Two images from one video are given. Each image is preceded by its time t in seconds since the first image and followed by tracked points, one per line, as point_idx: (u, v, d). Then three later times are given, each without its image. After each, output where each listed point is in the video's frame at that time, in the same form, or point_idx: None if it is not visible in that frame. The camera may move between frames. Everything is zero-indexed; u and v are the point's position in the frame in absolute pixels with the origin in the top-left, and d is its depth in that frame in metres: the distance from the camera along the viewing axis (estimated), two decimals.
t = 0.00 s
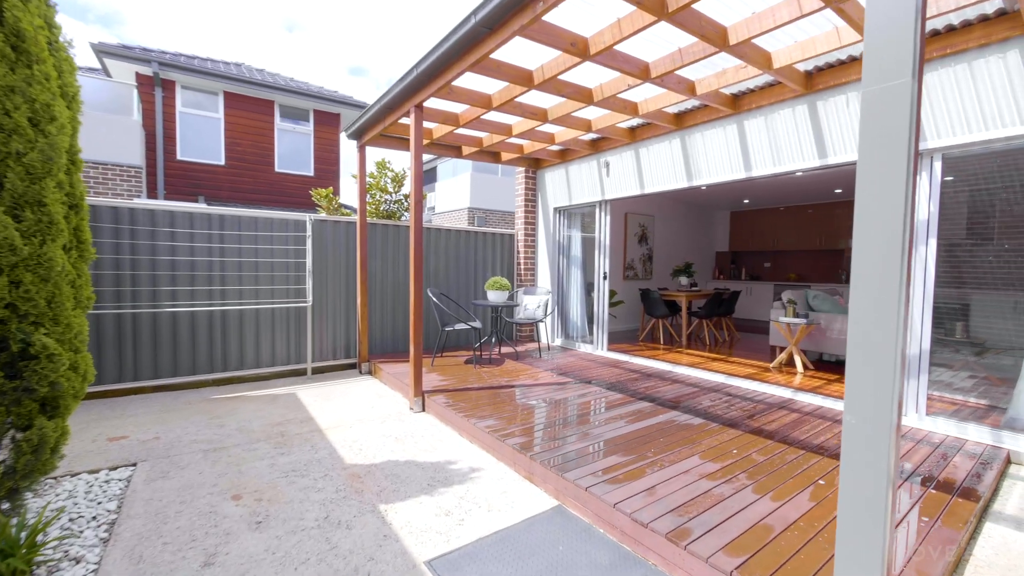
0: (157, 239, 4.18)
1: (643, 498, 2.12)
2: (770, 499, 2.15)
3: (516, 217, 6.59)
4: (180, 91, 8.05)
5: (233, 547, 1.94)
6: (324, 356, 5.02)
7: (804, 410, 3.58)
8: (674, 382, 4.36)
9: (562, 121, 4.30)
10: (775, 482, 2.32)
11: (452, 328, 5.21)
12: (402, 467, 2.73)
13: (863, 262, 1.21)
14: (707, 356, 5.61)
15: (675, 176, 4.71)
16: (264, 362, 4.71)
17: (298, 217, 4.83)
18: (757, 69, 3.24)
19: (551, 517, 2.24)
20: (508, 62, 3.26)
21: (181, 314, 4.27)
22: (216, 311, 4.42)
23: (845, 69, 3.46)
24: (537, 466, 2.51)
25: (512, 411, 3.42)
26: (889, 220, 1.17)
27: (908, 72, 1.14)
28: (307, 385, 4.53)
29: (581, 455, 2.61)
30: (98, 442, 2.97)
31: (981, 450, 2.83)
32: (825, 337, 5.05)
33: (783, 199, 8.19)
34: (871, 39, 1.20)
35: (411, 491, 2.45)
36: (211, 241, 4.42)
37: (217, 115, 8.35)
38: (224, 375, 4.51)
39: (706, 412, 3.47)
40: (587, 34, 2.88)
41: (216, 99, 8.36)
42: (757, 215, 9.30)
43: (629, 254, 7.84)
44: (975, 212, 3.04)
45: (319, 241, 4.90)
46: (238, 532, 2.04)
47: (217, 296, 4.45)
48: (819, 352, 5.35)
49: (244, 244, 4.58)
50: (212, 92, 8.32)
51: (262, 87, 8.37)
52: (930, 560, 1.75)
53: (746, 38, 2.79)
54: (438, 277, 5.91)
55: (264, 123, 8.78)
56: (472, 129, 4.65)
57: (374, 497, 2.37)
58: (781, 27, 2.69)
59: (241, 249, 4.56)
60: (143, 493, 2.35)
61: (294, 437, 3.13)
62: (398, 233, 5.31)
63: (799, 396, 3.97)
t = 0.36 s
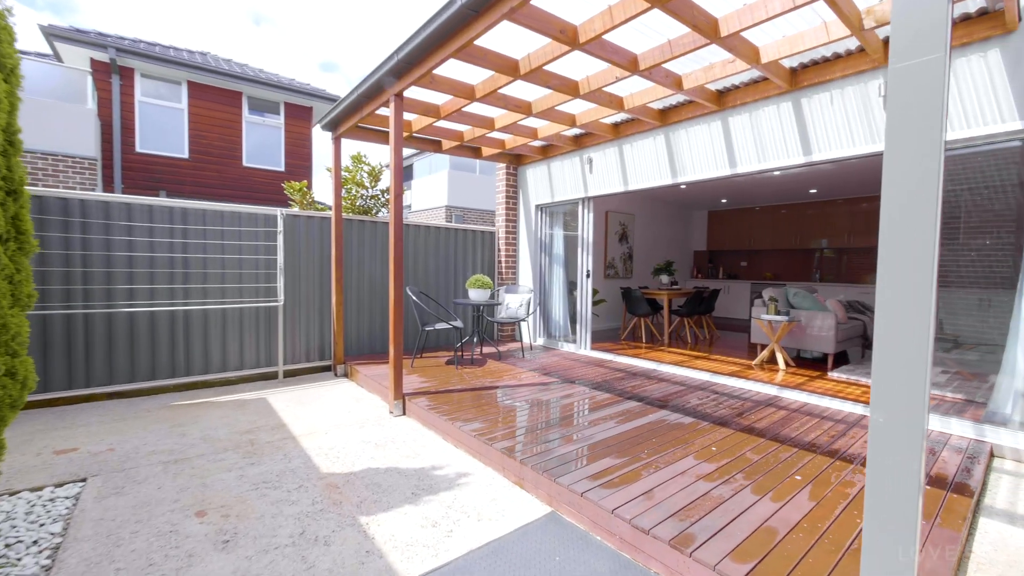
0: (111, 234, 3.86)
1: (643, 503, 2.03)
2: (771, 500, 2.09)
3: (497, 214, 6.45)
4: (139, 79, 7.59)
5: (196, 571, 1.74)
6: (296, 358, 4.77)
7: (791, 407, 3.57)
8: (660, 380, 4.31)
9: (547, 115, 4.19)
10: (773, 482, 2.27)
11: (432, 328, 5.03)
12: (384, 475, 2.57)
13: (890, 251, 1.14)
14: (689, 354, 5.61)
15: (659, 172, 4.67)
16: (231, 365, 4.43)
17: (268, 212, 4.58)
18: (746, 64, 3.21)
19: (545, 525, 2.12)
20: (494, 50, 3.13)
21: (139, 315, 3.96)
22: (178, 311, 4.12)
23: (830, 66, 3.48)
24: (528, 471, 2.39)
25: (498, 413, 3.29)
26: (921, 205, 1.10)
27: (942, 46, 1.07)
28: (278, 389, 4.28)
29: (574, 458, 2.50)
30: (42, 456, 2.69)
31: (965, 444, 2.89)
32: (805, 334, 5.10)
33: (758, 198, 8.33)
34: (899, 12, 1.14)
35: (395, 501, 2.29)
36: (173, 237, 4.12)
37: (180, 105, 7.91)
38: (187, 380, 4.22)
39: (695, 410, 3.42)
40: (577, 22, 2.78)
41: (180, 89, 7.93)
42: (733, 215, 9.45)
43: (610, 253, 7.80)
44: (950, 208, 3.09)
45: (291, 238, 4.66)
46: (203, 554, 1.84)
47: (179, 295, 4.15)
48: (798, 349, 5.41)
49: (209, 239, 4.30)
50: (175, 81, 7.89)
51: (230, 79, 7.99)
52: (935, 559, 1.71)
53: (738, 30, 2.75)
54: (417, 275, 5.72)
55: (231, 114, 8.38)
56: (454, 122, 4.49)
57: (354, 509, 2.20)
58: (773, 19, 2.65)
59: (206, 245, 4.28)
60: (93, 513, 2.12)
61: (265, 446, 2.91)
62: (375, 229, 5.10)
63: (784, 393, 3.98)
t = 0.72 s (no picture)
0: (56, 227, 3.53)
1: (643, 507, 1.93)
2: (771, 501, 2.03)
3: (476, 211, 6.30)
4: (92, 65, 7.10)
5: None
6: (265, 361, 4.51)
7: (776, 403, 3.57)
8: (645, 379, 4.26)
9: (530, 109, 4.08)
10: (771, 481, 2.22)
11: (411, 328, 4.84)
12: (364, 485, 2.39)
13: (923, 239, 1.07)
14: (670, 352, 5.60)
15: (642, 169, 4.63)
16: (194, 369, 4.14)
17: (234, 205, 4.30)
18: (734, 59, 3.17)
19: (541, 534, 2.00)
20: (479, 37, 2.99)
21: (89, 315, 3.64)
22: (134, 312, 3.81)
23: (812, 65, 3.49)
24: (519, 476, 2.27)
25: (483, 415, 3.15)
26: (955, 190, 1.03)
27: (978, 20, 1.01)
28: (246, 394, 4.01)
29: (567, 461, 2.39)
30: None
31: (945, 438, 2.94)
32: (784, 331, 5.17)
33: (733, 198, 8.46)
34: None
35: (377, 513, 2.13)
36: (128, 231, 3.81)
37: (138, 94, 7.44)
38: (145, 386, 3.91)
39: (683, 409, 3.37)
40: (567, 9, 2.68)
41: (137, 76, 7.47)
42: (708, 214, 9.58)
43: (590, 251, 7.76)
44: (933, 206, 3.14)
45: (260, 233, 4.40)
46: None
47: (134, 294, 3.85)
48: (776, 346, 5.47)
49: (169, 234, 4.00)
50: (131, 69, 7.42)
51: (193, 66, 7.53)
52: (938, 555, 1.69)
53: (728, 23, 2.70)
54: (394, 273, 5.50)
55: (194, 105, 7.94)
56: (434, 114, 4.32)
57: (333, 523, 2.03)
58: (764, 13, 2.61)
59: (165, 240, 3.98)
60: (31, 538, 1.87)
61: (231, 456, 2.68)
62: (350, 225, 4.88)
63: (768, 390, 3.99)
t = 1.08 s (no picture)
0: None
1: (646, 512, 1.85)
2: (771, 500, 1.99)
3: (455, 209, 6.15)
4: (38, 48, 6.61)
5: None
6: (232, 365, 4.24)
7: (761, 400, 3.58)
8: (630, 378, 4.22)
9: (514, 102, 3.97)
10: (769, 480, 2.18)
11: (390, 328, 4.65)
12: (346, 496, 2.24)
13: (956, 229, 1.01)
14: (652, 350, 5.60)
15: (626, 166, 4.60)
16: (153, 376, 3.84)
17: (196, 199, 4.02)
18: (722, 55, 3.15)
19: (538, 544, 1.89)
20: (465, 24, 2.87)
21: (32, 318, 3.32)
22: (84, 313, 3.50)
23: (795, 64, 3.52)
24: (512, 482, 2.16)
25: (469, 418, 3.02)
26: (990, 175, 0.98)
27: None
28: (211, 401, 3.75)
29: (560, 465, 2.30)
30: None
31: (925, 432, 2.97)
32: (762, 328, 5.23)
33: (708, 198, 8.58)
34: None
35: (362, 528, 1.98)
36: (77, 225, 3.50)
37: (90, 80, 6.97)
38: (97, 394, 3.59)
39: (671, 408, 3.33)
40: None
41: (89, 62, 7.00)
42: (684, 214, 9.71)
43: (569, 250, 7.71)
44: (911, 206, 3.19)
45: (226, 229, 4.13)
46: None
47: (85, 294, 3.54)
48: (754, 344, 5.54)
49: (125, 229, 3.70)
50: (83, 54, 6.95)
51: (151, 53, 7.13)
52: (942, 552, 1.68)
53: (720, 17, 2.66)
54: (370, 272, 5.29)
55: (152, 94, 7.49)
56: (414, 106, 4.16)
57: (314, 541, 1.87)
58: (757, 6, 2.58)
59: (120, 236, 3.68)
60: None
61: (197, 469, 2.47)
62: (324, 221, 4.66)
63: (752, 387, 4.01)
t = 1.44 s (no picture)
0: None
1: (650, 519, 1.78)
2: (774, 503, 1.95)
3: (436, 207, 6.00)
4: None
5: None
6: (200, 371, 3.98)
7: (747, 398, 3.59)
8: (617, 377, 4.17)
9: (499, 96, 3.86)
10: (768, 481, 2.15)
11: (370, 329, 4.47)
12: (329, 510, 2.08)
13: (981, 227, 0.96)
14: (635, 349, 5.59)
15: (611, 164, 4.56)
16: (111, 384, 3.56)
17: (158, 192, 3.75)
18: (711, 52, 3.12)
19: (539, 556, 1.80)
20: (451, 11, 2.74)
21: None
22: (31, 316, 3.21)
23: (779, 64, 3.54)
24: (508, 491, 2.06)
25: (458, 423, 2.90)
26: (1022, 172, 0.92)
27: None
28: (177, 409, 3.50)
29: (556, 470, 2.21)
30: None
31: (906, 427, 3.02)
32: (743, 326, 5.29)
33: (686, 198, 8.67)
34: None
35: (348, 545, 1.84)
36: (23, 220, 3.20)
37: (38, 66, 6.48)
38: (47, 404, 3.30)
39: (661, 408, 3.29)
40: None
41: (37, 46, 6.50)
42: (661, 214, 9.80)
43: (550, 249, 7.66)
44: (892, 206, 3.24)
45: (192, 225, 3.87)
46: None
47: (32, 295, 3.24)
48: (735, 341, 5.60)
49: (78, 224, 3.41)
50: (30, 37, 6.46)
51: (107, 38, 6.69)
52: (944, 551, 1.67)
53: (713, 12, 2.62)
54: (348, 271, 5.09)
55: (109, 82, 7.03)
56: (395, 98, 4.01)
57: (295, 563, 1.72)
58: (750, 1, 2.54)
59: (73, 231, 3.39)
60: None
61: (161, 486, 2.26)
62: (299, 218, 4.44)
63: (737, 385, 4.03)
